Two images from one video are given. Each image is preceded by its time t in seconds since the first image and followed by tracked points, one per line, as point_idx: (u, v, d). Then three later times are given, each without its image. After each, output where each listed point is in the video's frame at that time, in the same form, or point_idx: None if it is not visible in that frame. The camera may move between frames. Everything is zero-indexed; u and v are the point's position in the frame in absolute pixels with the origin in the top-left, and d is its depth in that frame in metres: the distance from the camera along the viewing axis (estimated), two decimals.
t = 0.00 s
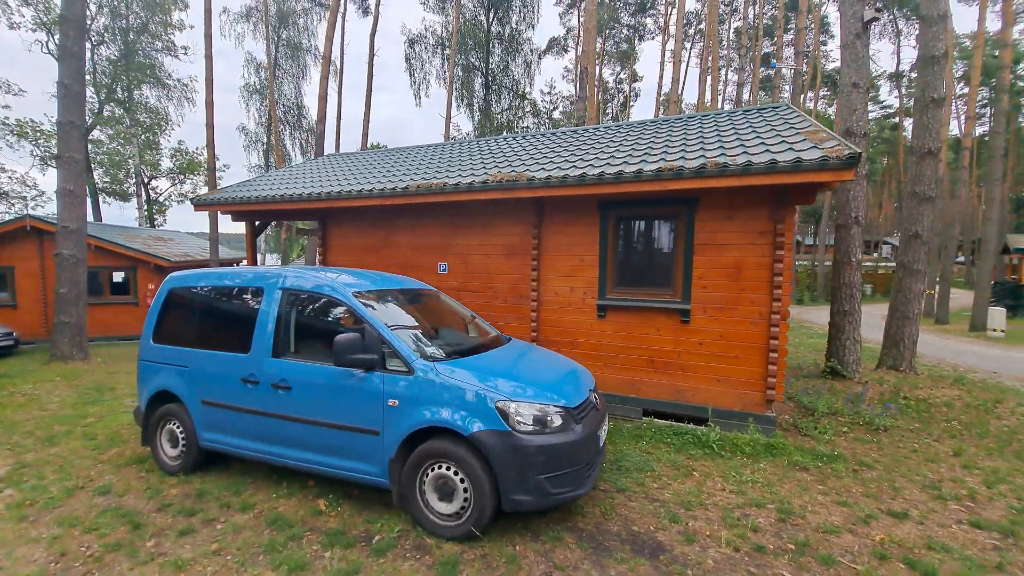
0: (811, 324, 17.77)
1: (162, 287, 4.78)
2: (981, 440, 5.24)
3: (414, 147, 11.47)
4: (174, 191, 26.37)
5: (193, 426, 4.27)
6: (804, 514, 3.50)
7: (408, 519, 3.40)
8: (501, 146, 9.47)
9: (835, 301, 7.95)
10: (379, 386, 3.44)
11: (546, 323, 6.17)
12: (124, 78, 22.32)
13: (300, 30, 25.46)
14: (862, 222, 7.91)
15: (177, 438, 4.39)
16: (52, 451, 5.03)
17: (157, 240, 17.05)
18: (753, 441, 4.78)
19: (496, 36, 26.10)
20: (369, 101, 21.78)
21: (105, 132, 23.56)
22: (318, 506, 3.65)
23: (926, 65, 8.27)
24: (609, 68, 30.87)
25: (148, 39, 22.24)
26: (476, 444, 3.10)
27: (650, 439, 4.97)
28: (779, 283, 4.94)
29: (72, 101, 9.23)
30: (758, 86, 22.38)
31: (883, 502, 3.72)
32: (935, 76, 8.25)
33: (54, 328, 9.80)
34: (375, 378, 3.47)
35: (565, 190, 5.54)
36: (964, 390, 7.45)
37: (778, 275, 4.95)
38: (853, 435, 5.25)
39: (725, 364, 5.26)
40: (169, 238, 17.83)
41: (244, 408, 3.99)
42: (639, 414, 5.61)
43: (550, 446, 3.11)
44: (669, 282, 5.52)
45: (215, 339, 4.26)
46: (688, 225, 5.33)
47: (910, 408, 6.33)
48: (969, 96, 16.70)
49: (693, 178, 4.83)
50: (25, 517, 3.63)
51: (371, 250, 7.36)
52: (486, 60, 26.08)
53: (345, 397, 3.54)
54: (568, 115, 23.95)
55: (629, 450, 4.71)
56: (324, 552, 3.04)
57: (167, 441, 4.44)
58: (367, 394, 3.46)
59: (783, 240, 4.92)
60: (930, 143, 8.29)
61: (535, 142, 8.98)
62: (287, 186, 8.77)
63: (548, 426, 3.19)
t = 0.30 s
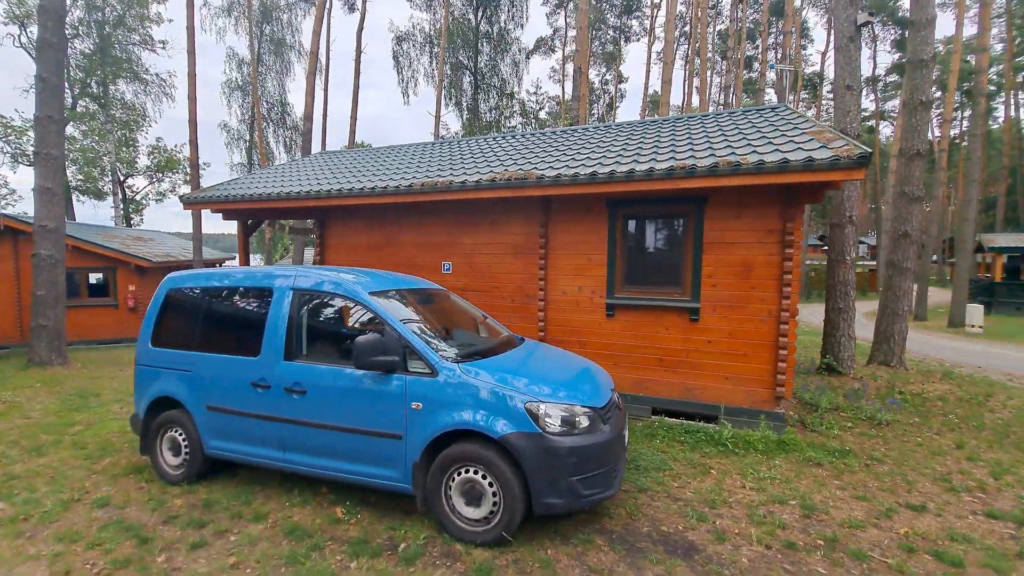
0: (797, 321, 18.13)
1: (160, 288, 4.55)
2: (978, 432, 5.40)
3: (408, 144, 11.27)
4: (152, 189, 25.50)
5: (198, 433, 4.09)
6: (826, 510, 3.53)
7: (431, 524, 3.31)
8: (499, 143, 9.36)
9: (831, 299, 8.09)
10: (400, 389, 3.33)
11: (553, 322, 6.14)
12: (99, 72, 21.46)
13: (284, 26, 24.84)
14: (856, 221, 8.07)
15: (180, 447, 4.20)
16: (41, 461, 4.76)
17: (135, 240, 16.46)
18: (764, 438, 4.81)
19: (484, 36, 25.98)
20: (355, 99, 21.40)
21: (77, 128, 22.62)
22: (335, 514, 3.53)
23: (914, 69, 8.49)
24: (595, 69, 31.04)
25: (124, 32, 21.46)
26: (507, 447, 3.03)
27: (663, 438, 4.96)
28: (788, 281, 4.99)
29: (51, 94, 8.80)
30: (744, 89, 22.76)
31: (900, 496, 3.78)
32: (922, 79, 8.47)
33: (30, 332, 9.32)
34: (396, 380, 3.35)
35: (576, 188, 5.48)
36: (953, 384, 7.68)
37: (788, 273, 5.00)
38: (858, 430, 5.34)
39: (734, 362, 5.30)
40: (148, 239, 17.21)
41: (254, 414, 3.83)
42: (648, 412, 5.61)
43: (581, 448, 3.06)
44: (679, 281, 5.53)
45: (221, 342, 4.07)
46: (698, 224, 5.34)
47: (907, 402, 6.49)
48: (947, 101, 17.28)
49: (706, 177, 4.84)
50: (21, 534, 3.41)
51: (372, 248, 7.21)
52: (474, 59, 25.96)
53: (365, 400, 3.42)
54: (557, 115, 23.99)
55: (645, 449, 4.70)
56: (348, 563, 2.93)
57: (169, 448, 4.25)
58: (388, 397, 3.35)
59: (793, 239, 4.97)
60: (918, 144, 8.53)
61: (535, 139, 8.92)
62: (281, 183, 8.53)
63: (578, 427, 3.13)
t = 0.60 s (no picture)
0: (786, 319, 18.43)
1: (160, 288, 4.33)
2: (980, 428, 5.51)
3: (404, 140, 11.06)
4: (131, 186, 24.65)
5: (203, 441, 3.92)
6: (851, 508, 3.54)
7: (457, 532, 3.21)
8: (498, 141, 9.25)
9: (829, 298, 8.21)
10: (425, 393, 3.22)
11: (562, 322, 6.08)
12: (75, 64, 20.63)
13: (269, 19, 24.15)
14: (853, 222, 8.21)
15: (184, 455, 4.01)
16: (31, 472, 4.51)
17: (115, 238, 15.87)
18: (778, 438, 4.82)
19: (475, 33, 25.77)
20: (345, 95, 20.98)
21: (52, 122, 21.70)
22: (355, 523, 3.41)
23: (908, 72, 8.65)
24: (585, 69, 31.10)
25: (102, 24, 20.58)
26: (539, 451, 2.95)
27: (678, 438, 4.94)
28: (800, 281, 5.01)
29: (31, 85, 8.40)
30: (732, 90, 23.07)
31: (918, 493, 3.83)
32: (915, 83, 8.65)
33: (8, 334, 8.87)
34: (420, 384, 3.25)
35: (588, 187, 5.42)
36: (947, 381, 7.86)
37: (800, 272, 5.02)
38: (865, 428, 5.41)
39: (746, 361, 5.31)
40: (128, 237, 16.62)
41: (266, 420, 3.68)
42: (659, 412, 5.59)
43: (614, 451, 2.99)
44: (690, 280, 5.53)
45: (229, 345, 3.89)
46: (710, 224, 5.34)
47: (907, 399, 6.61)
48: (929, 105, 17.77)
49: (722, 177, 4.83)
50: (18, 551, 3.20)
51: (374, 247, 7.04)
52: (465, 57, 25.74)
53: (387, 405, 3.30)
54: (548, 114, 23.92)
55: (662, 450, 4.67)
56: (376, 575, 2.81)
57: (172, 456, 4.06)
58: (412, 402, 3.24)
59: (805, 239, 4.99)
60: (911, 146, 8.71)
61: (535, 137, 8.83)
62: (276, 180, 8.28)
63: (609, 431, 3.06)
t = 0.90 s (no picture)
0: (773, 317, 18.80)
1: (161, 289, 4.14)
2: (976, 422, 5.69)
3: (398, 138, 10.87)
4: (105, 184, 23.72)
5: (212, 449, 3.76)
6: (870, 503, 3.60)
7: (486, 537, 3.15)
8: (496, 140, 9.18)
9: (823, 296, 8.40)
10: (452, 396, 3.13)
11: (570, 322, 6.05)
12: (47, 58, 19.79)
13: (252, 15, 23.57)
14: (846, 222, 8.41)
15: (189, 463, 3.84)
16: (21, 484, 4.28)
17: (91, 237, 15.23)
18: (789, 434, 4.88)
19: (463, 33, 25.62)
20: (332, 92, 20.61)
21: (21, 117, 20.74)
22: (377, 530, 3.31)
23: (895, 77, 8.91)
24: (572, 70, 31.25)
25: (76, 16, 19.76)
26: (572, 454, 2.90)
27: (691, 437, 4.96)
28: (808, 280, 5.08)
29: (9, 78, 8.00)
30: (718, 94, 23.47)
31: (930, 486, 3.92)
32: (902, 87, 8.91)
33: None
34: (446, 386, 3.16)
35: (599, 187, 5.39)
36: (936, 377, 8.11)
37: (808, 271, 5.09)
38: (869, 423, 5.52)
39: (753, 359, 5.37)
40: (106, 237, 15.98)
41: (281, 425, 3.54)
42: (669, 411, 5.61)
43: (646, 452, 2.97)
44: (699, 280, 5.56)
45: (239, 349, 3.74)
46: (718, 224, 5.38)
47: (902, 395, 6.79)
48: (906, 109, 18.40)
49: (733, 177, 4.86)
50: (18, 570, 3.01)
51: (375, 247, 6.90)
52: (453, 56, 25.57)
53: (413, 409, 3.21)
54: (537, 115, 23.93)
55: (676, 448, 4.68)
56: None
57: (177, 465, 3.88)
58: (439, 405, 3.15)
59: (812, 238, 5.06)
60: (899, 149, 8.97)
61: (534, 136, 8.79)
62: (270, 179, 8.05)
63: (641, 431, 3.03)
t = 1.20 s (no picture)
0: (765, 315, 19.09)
1: (171, 287, 4.00)
2: (975, 416, 5.85)
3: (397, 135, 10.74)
4: (87, 181, 23.04)
5: (230, 450, 3.67)
6: (889, 495, 3.67)
7: (519, 535, 3.14)
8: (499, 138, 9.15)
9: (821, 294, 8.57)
10: (483, 393, 3.10)
11: (581, 320, 6.06)
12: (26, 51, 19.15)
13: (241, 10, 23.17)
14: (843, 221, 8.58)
15: (206, 465, 3.74)
16: (23, 489, 4.11)
17: (75, 235, 14.76)
18: (801, 429, 4.96)
19: (456, 31, 25.51)
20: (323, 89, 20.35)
21: None
22: (406, 530, 3.27)
23: (889, 80, 9.13)
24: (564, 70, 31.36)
25: (58, 9, 19.00)
26: (608, 450, 2.90)
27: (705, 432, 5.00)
28: (818, 277, 5.16)
29: None
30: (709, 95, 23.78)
31: (942, 478, 4.01)
32: (895, 90, 9.13)
33: None
34: (478, 384, 3.13)
35: (613, 184, 5.40)
36: (929, 373, 8.32)
37: (818, 269, 5.17)
38: (874, 418, 5.64)
39: (763, 356, 5.44)
40: (90, 234, 15.52)
41: (304, 425, 3.47)
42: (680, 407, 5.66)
43: (680, 447, 2.98)
44: (710, 277, 5.61)
45: (257, 348, 3.65)
46: (730, 222, 5.43)
47: (901, 390, 6.94)
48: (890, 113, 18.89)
49: (748, 175, 4.90)
50: None
51: (382, 244, 6.81)
52: (446, 55, 25.44)
53: (444, 407, 3.16)
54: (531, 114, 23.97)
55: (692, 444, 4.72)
56: None
57: (191, 467, 3.78)
58: (471, 403, 3.11)
59: (822, 237, 5.14)
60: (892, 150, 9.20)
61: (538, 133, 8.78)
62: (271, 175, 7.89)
63: (674, 427, 3.04)
